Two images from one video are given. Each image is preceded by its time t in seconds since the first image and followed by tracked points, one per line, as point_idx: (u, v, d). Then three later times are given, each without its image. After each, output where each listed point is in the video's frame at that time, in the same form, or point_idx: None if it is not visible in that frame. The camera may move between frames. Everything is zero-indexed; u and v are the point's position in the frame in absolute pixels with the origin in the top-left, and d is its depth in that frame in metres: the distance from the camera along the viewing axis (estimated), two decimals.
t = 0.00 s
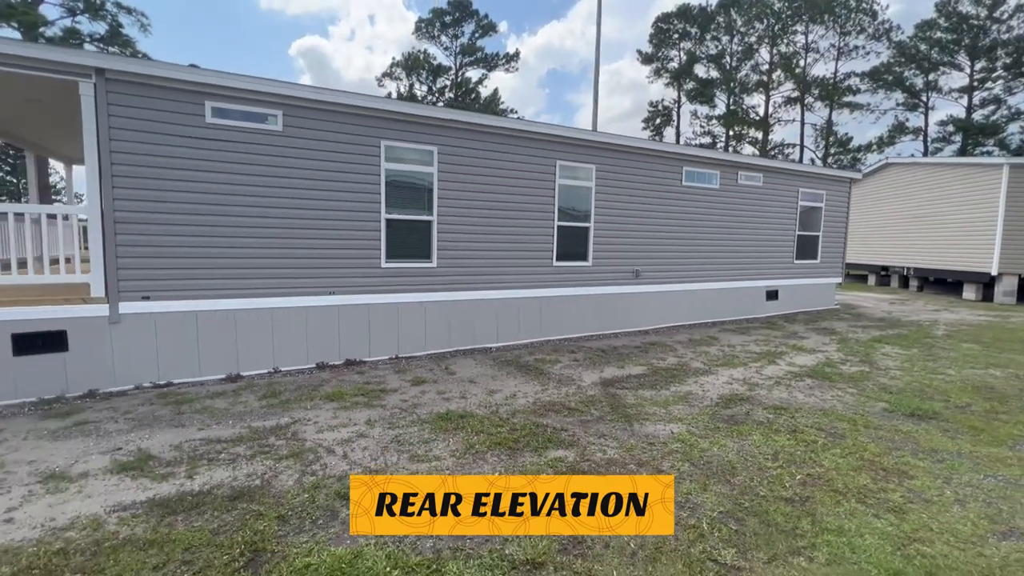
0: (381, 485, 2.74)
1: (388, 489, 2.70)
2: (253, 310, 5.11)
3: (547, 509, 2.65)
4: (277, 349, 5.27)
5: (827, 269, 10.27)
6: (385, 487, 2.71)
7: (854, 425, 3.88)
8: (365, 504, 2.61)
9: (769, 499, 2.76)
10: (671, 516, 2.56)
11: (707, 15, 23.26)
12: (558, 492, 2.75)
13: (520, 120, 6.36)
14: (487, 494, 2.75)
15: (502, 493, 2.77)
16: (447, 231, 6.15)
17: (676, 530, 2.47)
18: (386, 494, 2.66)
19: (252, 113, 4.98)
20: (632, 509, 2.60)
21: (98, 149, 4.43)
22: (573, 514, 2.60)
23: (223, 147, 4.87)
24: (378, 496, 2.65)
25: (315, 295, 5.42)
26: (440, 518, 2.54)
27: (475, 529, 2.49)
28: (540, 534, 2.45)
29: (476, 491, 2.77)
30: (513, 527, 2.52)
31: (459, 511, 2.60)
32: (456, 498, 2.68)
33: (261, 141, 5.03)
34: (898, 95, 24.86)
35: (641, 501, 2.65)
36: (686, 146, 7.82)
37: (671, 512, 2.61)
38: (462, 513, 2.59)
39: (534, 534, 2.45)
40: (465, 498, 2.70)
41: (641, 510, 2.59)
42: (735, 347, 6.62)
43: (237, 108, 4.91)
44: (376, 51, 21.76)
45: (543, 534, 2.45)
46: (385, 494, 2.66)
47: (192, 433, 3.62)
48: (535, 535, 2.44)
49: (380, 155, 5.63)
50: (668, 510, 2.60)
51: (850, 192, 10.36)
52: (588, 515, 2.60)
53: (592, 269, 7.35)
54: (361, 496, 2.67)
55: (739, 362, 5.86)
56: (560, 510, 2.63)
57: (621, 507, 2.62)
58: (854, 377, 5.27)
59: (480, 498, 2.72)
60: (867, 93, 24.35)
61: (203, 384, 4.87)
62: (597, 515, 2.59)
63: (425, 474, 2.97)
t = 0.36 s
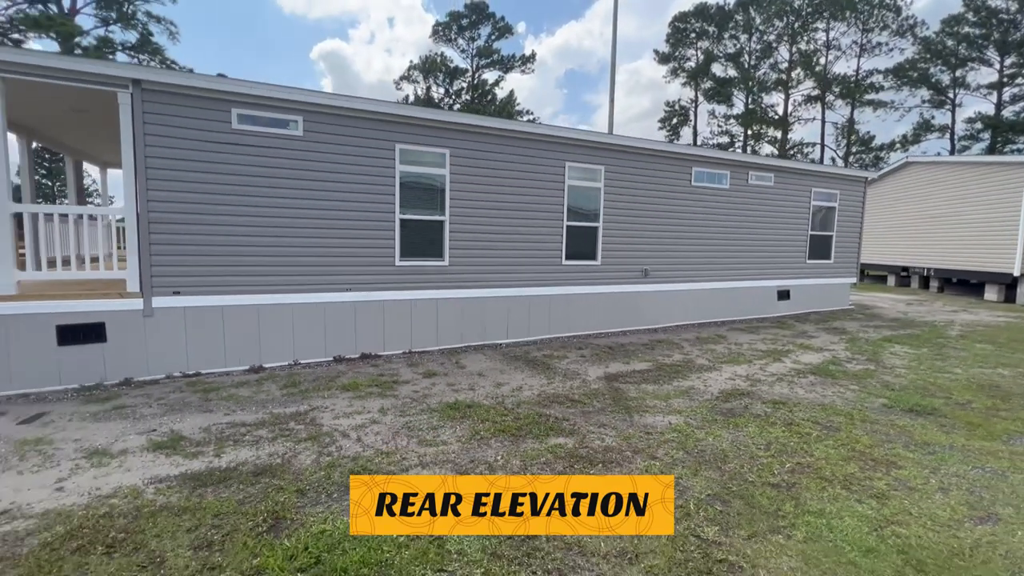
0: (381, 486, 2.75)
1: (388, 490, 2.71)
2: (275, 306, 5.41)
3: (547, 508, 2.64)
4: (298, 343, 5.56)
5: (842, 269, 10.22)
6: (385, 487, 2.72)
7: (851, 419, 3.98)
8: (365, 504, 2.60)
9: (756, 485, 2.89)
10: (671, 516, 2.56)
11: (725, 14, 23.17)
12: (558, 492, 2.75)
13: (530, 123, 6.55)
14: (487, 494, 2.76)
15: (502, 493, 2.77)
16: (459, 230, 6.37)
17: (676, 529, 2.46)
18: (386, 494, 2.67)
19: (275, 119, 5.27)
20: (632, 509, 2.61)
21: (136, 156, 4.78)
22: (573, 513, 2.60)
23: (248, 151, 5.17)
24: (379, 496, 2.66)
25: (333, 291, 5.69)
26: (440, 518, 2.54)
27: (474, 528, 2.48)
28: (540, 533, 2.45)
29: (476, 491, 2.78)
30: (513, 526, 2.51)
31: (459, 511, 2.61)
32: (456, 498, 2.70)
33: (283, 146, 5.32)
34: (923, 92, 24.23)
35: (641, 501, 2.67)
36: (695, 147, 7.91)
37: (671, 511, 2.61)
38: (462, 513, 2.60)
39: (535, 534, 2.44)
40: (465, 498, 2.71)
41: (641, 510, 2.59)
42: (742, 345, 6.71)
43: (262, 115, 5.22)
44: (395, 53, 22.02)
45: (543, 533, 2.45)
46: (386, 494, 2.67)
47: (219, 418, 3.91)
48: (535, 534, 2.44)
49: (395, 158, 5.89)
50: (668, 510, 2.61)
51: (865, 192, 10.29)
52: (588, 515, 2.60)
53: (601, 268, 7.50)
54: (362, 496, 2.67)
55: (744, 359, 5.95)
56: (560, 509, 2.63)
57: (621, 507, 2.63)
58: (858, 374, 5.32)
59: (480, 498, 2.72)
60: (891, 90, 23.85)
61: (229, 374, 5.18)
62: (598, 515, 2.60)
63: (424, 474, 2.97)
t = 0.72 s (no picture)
0: (381, 486, 2.74)
1: (388, 490, 2.70)
2: (297, 303, 5.72)
3: (547, 508, 2.65)
4: (317, 339, 5.86)
5: (852, 270, 10.24)
6: (385, 487, 2.72)
7: (844, 414, 4.13)
8: (365, 504, 2.60)
9: (744, 471, 3.08)
10: (671, 516, 2.56)
11: (740, 13, 23.07)
12: (558, 492, 2.75)
13: (539, 129, 6.79)
14: (486, 494, 2.77)
15: (501, 493, 2.78)
16: (470, 232, 6.63)
17: (676, 529, 2.48)
18: (386, 494, 2.66)
19: (297, 128, 5.59)
20: (632, 509, 2.61)
21: (171, 163, 5.14)
22: (573, 514, 2.61)
23: (272, 158, 5.50)
24: (379, 496, 2.65)
25: (351, 290, 5.99)
26: (440, 518, 2.56)
27: (474, 529, 2.50)
28: (540, 533, 2.46)
29: (476, 491, 2.79)
30: (512, 527, 2.53)
31: (459, 512, 2.63)
32: (456, 498, 2.70)
33: (305, 153, 5.64)
34: (945, 90, 23.67)
35: (641, 501, 2.66)
36: (702, 150, 8.06)
37: (671, 511, 2.60)
38: (462, 514, 2.61)
39: (535, 534, 2.46)
40: (465, 498, 2.72)
41: (640, 510, 2.59)
42: (746, 344, 6.85)
43: (285, 123, 5.54)
44: (410, 57, 22.15)
45: (543, 534, 2.46)
46: (385, 494, 2.66)
47: (246, 407, 4.23)
48: (535, 534, 2.46)
49: (409, 163, 6.17)
50: (668, 510, 2.61)
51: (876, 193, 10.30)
52: (588, 515, 2.61)
53: (608, 269, 7.70)
54: (362, 496, 2.66)
55: (747, 358, 6.10)
56: (560, 509, 2.64)
57: (621, 507, 2.64)
58: (858, 373, 5.45)
59: (480, 499, 2.74)
60: (911, 88, 23.44)
61: (254, 367, 5.51)
62: (598, 515, 2.61)
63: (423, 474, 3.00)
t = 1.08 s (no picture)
0: (381, 486, 2.74)
1: (387, 490, 2.71)
2: (321, 300, 6.05)
3: (548, 509, 2.65)
4: (339, 334, 6.18)
5: (862, 270, 10.33)
6: (384, 487, 2.72)
7: (842, 407, 4.32)
8: (364, 504, 2.60)
9: (741, 455, 3.30)
10: (671, 515, 2.57)
11: (752, 13, 23.05)
12: (558, 492, 2.76)
13: (550, 133, 7.03)
14: (487, 494, 2.78)
15: (502, 493, 2.79)
16: (484, 233, 6.91)
17: (677, 530, 2.46)
18: (385, 494, 2.68)
19: (321, 134, 5.91)
20: (633, 509, 2.61)
21: (205, 168, 5.50)
22: (574, 513, 2.62)
23: (298, 163, 5.83)
24: (378, 497, 2.66)
25: (371, 288, 6.31)
26: (440, 518, 2.56)
27: (473, 529, 2.49)
28: (540, 533, 2.46)
29: (476, 491, 2.79)
30: (512, 526, 2.53)
31: (459, 511, 2.63)
32: (456, 498, 2.70)
33: (328, 157, 5.96)
34: (962, 89, 23.28)
35: (642, 501, 2.67)
36: (710, 152, 8.25)
37: (671, 511, 2.61)
38: (462, 513, 2.61)
39: (535, 534, 2.46)
40: (465, 498, 2.73)
41: (641, 510, 2.59)
42: (752, 341, 7.03)
43: (311, 130, 5.86)
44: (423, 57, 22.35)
45: (543, 533, 2.47)
46: (385, 495, 2.67)
47: (277, 395, 4.55)
48: (536, 535, 2.45)
49: (426, 167, 6.48)
50: (668, 510, 2.61)
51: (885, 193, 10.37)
52: (588, 515, 2.62)
53: (618, 268, 7.92)
54: (361, 496, 2.67)
55: (751, 354, 6.29)
56: (560, 509, 2.65)
57: (622, 507, 2.64)
58: (860, 369, 5.61)
59: (480, 498, 2.74)
60: (927, 87, 23.15)
61: (282, 360, 5.85)
62: (598, 515, 2.61)
63: (422, 473, 2.97)
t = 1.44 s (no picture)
0: (381, 486, 2.79)
1: (387, 490, 2.75)
2: (337, 298, 6.33)
3: (547, 509, 2.69)
4: (355, 331, 6.45)
5: (867, 271, 10.43)
6: (385, 487, 2.77)
7: (836, 401, 4.50)
8: (365, 504, 2.64)
9: (734, 444, 3.52)
10: (670, 515, 2.61)
11: (761, 13, 23.05)
12: (558, 492, 2.81)
13: (557, 137, 7.26)
14: (486, 494, 2.82)
15: (502, 493, 2.83)
16: (493, 234, 7.15)
17: (676, 529, 2.49)
18: (386, 494, 2.72)
19: (337, 140, 6.19)
20: (632, 510, 2.65)
21: (228, 172, 5.79)
22: (573, 513, 2.65)
23: (316, 167, 6.11)
24: (378, 497, 2.70)
25: (385, 287, 6.58)
26: (440, 518, 2.59)
27: (473, 529, 2.52)
28: (540, 532, 2.49)
29: (476, 492, 2.84)
30: (512, 526, 2.56)
31: (459, 512, 2.66)
32: (456, 498, 2.75)
33: (344, 162, 6.23)
34: (976, 88, 23.01)
35: (641, 501, 2.72)
36: (714, 155, 8.43)
37: (670, 511, 2.65)
38: (462, 513, 2.65)
39: (535, 534, 2.49)
40: (465, 498, 2.77)
41: (641, 511, 2.63)
42: (754, 340, 7.21)
43: (328, 137, 6.14)
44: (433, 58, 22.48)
45: (543, 532, 2.49)
46: (385, 495, 2.71)
47: (298, 387, 4.84)
48: (535, 534, 2.48)
49: (437, 171, 6.74)
50: (667, 509, 2.65)
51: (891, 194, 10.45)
52: (588, 514, 2.65)
53: (623, 268, 8.13)
54: (361, 496, 2.71)
55: (752, 352, 6.48)
56: (560, 509, 2.69)
57: (621, 507, 2.68)
58: (859, 366, 5.78)
59: (480, 499, 2.78)
60: (940, 86, 22.95)
61: (301, 355, 6.14)
62: (598, 515, 2.64)
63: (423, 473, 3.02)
